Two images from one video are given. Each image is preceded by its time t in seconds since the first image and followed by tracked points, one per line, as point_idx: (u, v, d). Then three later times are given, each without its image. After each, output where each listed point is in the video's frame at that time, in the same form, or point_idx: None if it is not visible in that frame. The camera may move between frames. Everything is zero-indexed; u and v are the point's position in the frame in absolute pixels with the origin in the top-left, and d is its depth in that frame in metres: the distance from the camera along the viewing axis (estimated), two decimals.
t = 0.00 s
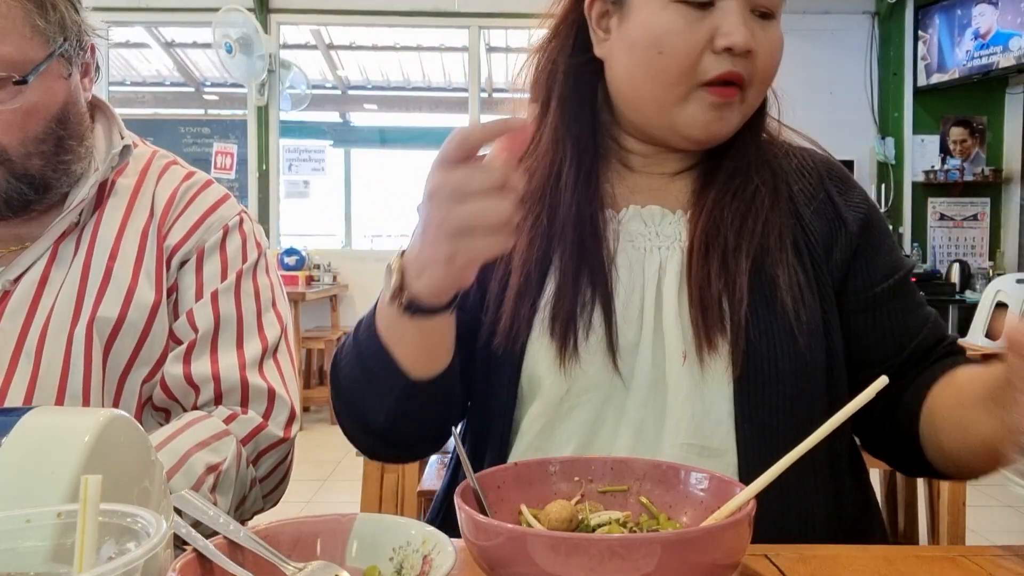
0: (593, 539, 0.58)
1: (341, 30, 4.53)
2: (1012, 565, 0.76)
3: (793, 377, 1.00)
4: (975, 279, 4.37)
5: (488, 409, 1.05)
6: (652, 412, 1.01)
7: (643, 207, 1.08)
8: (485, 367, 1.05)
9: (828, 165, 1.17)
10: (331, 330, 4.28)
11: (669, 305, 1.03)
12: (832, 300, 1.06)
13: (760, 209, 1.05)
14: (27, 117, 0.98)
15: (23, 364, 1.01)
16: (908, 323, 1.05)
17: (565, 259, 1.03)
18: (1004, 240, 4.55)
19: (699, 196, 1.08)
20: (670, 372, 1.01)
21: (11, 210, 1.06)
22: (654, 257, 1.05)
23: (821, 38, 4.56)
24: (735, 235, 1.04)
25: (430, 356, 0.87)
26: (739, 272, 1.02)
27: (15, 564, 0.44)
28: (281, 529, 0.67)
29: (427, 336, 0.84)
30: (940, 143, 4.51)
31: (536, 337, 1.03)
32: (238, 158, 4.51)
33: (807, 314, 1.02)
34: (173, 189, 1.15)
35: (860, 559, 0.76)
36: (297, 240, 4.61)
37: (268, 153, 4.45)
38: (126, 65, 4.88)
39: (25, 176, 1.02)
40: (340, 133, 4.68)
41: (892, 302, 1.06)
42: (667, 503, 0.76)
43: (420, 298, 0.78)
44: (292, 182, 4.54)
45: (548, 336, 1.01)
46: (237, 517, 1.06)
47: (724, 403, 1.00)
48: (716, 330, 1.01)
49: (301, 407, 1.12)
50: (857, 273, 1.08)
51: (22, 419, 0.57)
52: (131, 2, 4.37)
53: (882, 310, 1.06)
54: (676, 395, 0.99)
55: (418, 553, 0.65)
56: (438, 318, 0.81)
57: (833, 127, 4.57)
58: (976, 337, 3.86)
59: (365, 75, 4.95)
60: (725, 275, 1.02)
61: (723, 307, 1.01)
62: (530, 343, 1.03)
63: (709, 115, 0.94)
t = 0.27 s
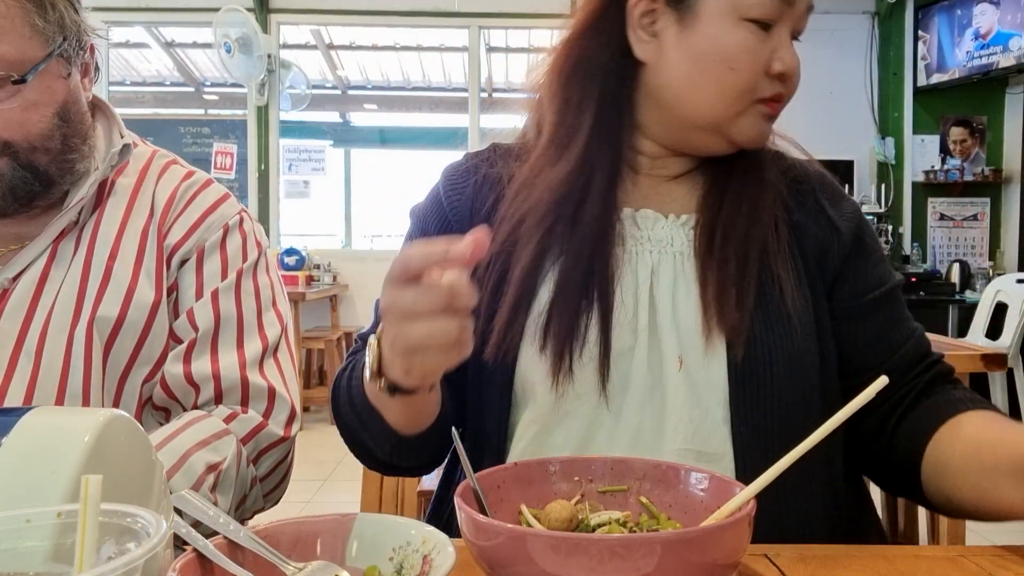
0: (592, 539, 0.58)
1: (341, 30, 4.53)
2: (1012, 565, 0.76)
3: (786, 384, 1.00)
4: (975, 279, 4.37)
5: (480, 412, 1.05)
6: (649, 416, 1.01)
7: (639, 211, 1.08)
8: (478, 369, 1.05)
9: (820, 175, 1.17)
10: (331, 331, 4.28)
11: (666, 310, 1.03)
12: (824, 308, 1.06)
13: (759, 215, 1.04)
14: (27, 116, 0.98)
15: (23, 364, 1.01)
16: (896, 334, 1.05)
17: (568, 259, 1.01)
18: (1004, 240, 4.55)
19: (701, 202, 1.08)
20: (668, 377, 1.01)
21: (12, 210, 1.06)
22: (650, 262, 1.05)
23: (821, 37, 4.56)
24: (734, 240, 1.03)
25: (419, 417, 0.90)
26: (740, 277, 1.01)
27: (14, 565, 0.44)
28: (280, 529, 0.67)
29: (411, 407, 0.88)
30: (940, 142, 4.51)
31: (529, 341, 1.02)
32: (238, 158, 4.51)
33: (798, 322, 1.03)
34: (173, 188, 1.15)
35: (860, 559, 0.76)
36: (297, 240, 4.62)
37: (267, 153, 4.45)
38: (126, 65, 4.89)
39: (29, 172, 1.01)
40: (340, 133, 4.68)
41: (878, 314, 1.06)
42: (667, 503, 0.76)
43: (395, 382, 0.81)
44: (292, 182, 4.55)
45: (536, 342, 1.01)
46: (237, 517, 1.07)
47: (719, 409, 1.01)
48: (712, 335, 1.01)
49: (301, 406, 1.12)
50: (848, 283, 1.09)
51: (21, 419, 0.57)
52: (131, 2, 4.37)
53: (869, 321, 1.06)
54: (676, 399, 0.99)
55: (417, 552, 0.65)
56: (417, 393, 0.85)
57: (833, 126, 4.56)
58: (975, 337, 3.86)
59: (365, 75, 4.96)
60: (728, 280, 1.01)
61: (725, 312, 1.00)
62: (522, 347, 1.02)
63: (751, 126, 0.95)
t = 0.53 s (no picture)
0: (592, 539, 0.58)
1: (341, 30, 4.52)
2: (1013, 565, 0.76)
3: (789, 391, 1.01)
4: (975, 279, 4.36)
5: (478, 412, 1.05)
6: (651, 418, 1.00)
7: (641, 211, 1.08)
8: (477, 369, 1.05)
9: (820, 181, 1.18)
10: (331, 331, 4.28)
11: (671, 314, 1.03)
12: (825, 312, 1.08)
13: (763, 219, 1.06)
14: (30, 116, 0.98)
15: (23, 361, 1.01)
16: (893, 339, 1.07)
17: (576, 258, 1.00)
18: (1004, 239, 4.54)
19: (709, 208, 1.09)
20: (673, 381, 1.01)
21: (11, 208, 1.06)
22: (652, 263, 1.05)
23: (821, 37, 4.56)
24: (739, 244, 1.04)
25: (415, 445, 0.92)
26: (746, 280, 1.02)
27: (14, 566, 0.44)
28: (280, 528, 0.67)
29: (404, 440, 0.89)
30: (940, 142, 4.50)
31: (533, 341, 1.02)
32: (238, 158, 4.51)
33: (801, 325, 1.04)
34: (173, 186, 1.15)
35: (861, 560, 0.76)
36: (297, 240, 4.62)
37: (267, 153, 4.46)
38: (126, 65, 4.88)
39: (29, 173, 1.01)
40: (340, 134, 4.70)
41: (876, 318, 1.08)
42: (667, 503, 0.76)
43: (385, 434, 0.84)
44: (292, 182, 4.55)
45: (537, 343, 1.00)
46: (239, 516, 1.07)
47: (722, 413, 1.01)
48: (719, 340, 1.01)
49: (301, 404, 1.12)
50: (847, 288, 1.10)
51: (21, 419, 0.57)
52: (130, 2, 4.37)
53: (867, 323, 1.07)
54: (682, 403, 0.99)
55: (418, 552, 0.65)
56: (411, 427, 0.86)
57: (833, 126, 4.56)
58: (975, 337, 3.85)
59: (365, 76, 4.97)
60: (736, 281, 1.02)
61: (732, 313, 1.01)
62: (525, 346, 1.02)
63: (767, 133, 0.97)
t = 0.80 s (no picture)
0: (592, 539, 0.58)
1: (341, 30, 4.53)
2: (1014, 566, 0.76)
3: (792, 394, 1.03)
4: (975, 279, 4.36)
5: (482, 413, 1.06)
6: (655, 420, 1.00)
7: (646, 214, 1.08)
8: (481, 371, 1.05)
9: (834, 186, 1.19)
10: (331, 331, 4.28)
11: (678, 318, 1.02)
12: (832, 317, 1.08)
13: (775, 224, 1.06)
14: (29, 115, 0.98)
15: (22, 360, 1.01)
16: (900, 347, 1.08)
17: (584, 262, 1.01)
18: (1004, 239, 4.54)
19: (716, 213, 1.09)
20: (678, 383, 1.01)
21: (9, 206, 1.06)
22: (658, 267, 1.05)
23: (821, 37, 4.56)
24: (749, 248, 1.04)
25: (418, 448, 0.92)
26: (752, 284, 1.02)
27: (14, 566, 0.44)
28: (280, 528, 0.67)
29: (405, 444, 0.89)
30: (940, 142, 4.50)
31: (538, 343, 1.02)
32: (238, 158, 4.53)
33: (809, 329, 1.05)
34: (173, 184, 1.15)
35: (861, 560, 0.76)
36: (297, 240, 4.63)
37: (268, 155, 4.48)
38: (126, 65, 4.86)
39: (25, 172, 1.01)
40: (340, 133, 4.67)
41: (886, 328, 1.09)
42: (667, 503, 0.76)
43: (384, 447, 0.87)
44: (292, 182, 4.56)
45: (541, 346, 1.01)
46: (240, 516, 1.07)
47: (726, 415, 1.01)
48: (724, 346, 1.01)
49: (301, 402, 1.12)
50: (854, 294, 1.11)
51: (21, 419, 0.57)
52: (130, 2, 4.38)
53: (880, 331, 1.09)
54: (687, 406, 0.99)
55: (418, 553, 0.65)
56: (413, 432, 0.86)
57: (833, 126, 4.57)
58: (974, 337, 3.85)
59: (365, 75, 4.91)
60: (744, 286, 1.02)
61: (740, 317, 1.01)
62: (530, 349, 1.02)
63: (711, 116, 0.93)
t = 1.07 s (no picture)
0: (592, 539, 0.58)
1: (340, 30, 4.54)
2: (1014, 565, 0.76)
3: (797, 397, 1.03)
4: (975, 279, 4.36)
5: (487, 418, 1.07)
6: (656, 424, 1.01)
7: (647, 219, 1.09)
8: (485, 374, 1.07)
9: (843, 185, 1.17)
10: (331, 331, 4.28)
11: (680, 322, 1.03)
12: (837, 317, 1.08)
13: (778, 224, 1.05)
14: (27, 113, 0.98)
15: (21, 362, 1.01)
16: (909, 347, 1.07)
17: (587, 268, 1.03)
18: (1004, 239, 4.54)
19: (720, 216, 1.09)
20: (680, 387, 1.01)
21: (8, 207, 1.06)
22: (660, 271, 1.05)
23: (821, 37, 4.56)
24: (750, 248, 1.04)
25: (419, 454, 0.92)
26: (755, 285, 1.02)
27: (13, 566, 0.44)
28: (281, 528, 0.67)
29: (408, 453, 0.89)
30: (940, 143, 4.50)
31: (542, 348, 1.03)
32: (238, 158, 4.54)
33: (815, 331, 1.04)
34: (172, 186, 1.15)
35: (861, 560, 0.76)
36: (297, 240, 4.63)
37: (268, 155, 4.48)
38: (126, 65, 4.85)
39: (22, 171, 1.01)
40: (340, 133, 4.66)
41: (893, 329, 1.08)
42: (667, 503, 0.76)
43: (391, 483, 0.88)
44: (292, 182, 4.56)
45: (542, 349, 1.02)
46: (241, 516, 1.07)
47: (729, 419, 1.01)
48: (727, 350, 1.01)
49: (301, 404, 1.12)
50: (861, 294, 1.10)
51: (21, 419, 0.57)
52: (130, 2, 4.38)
53: (888, 331, 1.08)
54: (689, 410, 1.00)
55: (418, 553, 0.65)
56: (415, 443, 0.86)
57: (833, 126, 4.57)
58: (974, 337, 3.85)
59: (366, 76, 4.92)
60: (744, 285, 1.02)
61: (741, 321, 1.01)
62: (533, 353, 1.04)
63: (664, 121, 0.97)
